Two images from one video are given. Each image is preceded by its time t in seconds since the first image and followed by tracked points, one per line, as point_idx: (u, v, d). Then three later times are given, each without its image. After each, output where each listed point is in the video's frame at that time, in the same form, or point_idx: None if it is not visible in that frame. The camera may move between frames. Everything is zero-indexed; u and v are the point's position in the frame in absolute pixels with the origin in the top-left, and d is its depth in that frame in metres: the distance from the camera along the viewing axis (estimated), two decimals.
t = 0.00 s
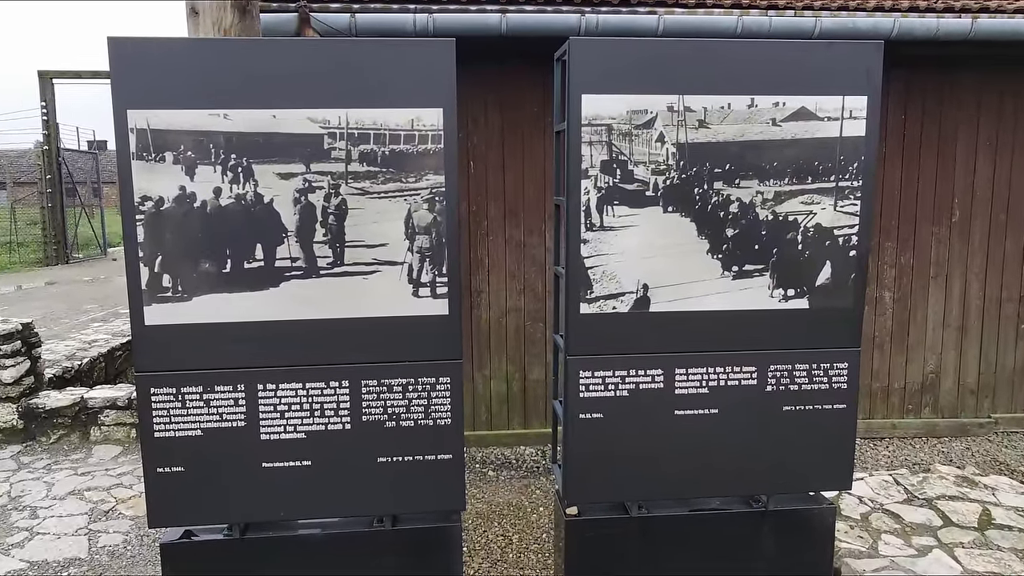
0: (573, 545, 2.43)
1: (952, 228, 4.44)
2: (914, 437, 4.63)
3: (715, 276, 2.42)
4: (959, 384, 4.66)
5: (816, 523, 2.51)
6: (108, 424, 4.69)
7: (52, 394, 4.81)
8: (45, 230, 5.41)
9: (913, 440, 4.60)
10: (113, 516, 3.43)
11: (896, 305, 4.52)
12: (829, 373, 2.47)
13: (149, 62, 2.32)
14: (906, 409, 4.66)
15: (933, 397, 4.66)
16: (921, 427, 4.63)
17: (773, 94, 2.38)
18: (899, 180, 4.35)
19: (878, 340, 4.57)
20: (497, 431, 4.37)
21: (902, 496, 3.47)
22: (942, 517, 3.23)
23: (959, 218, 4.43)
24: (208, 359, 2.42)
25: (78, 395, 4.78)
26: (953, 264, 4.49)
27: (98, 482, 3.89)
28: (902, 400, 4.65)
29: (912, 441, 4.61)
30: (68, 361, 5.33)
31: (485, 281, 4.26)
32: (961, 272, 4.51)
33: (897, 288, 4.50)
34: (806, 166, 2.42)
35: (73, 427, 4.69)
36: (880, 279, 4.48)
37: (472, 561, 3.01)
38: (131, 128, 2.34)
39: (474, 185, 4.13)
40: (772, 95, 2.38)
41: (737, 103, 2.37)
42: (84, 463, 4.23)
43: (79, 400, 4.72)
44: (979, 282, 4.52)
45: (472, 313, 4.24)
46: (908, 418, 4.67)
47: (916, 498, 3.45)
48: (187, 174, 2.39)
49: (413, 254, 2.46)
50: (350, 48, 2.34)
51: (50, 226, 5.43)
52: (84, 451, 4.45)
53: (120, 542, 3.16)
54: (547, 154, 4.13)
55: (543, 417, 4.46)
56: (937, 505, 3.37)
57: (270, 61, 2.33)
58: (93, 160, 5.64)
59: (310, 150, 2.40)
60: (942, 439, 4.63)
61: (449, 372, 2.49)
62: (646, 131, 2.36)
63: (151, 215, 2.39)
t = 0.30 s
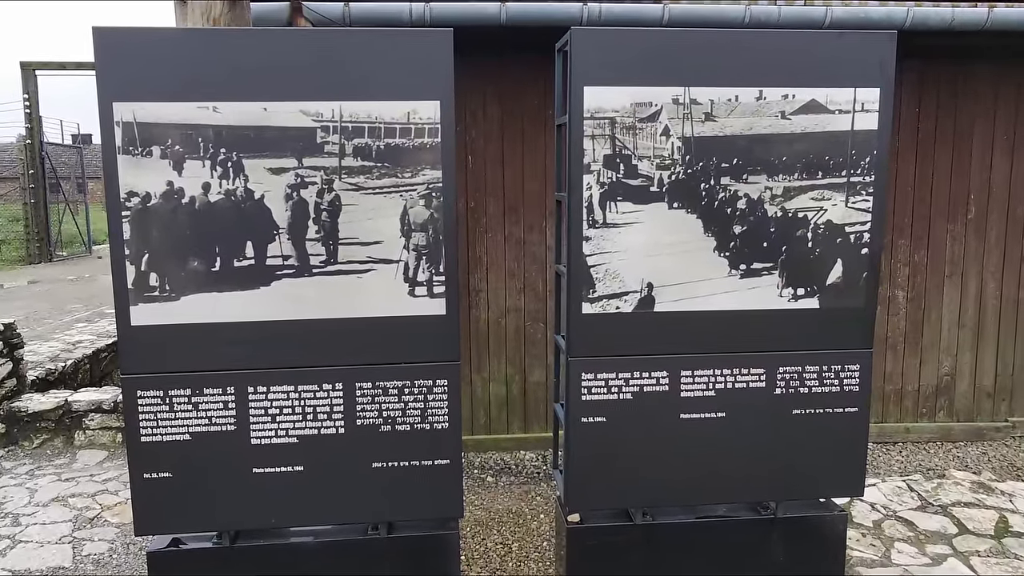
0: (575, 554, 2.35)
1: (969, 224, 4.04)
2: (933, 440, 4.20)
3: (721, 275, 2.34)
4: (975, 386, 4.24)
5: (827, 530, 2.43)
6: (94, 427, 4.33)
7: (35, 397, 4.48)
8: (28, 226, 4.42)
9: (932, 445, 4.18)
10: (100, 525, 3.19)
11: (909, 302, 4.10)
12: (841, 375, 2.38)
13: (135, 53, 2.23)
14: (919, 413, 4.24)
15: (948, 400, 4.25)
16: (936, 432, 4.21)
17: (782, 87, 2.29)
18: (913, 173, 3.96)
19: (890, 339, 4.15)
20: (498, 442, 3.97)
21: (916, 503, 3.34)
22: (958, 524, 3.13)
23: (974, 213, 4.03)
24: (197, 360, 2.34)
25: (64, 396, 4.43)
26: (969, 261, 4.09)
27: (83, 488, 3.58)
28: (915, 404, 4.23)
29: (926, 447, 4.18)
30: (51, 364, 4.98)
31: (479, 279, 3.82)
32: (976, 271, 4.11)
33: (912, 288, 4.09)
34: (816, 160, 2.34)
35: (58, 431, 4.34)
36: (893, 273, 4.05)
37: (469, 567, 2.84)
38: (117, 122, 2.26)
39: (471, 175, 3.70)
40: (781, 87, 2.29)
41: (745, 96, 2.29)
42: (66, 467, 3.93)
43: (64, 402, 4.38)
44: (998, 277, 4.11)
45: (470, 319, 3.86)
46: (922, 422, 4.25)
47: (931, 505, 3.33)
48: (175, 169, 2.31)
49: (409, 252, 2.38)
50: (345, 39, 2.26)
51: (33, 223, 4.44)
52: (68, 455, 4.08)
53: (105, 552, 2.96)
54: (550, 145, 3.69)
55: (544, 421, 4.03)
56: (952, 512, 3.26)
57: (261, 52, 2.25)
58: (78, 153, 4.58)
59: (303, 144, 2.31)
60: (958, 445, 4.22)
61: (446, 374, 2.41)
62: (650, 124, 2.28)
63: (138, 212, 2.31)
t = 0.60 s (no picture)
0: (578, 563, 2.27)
1: (987, 223, 3.88)
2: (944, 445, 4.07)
3: (730, 273, 2.25)
4: (993, 389, 4.09)
5: (837, 538, 2.35)
6: (79, 433, 4.04)
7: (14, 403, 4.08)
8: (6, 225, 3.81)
9: (945, 450, 4.04)
10: (82, 532, 3.09)
11: (924, 302, 3.97)
12: (852, 378, 2.30)
13: (121, 43, 2.15)
14: (934, 417, 4.10)
15: (965, 403, 4.10)
16: (952, 436, 4.08)
17: (793, 78, 2.21)
18: (927, 170, 3.82)
19: (904, 341, 4.01)
20: (499, 447, 3.87)
21: (931, 510, 3.25)
22: (975, 532, 3.04)
23: (992, 212, 3.88)
24: (185, 362, 2.26)
25: (47, 400, 4.12)
26: (986, 260, 3.93)
27: (66, 494, 3.45)
28: (930, 408, 4.09)
29: (943, 451, 4.06)
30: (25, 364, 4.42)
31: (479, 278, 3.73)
32: (994, 272, 3.95)
33: (926, 289, 3.95)
34: (827, 154, 2.25)
35: (40, 437, 4.00)
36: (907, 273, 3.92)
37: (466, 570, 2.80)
38: (101, 114, 2.17)
39: (469, 170, 3.61)
40: (791, 78, 2.21)
41: (753, 88, 2.20)
42: (50, 472, 3.71)
43: (47, 406, 4.05)
44: (1016, 276, 3.96)
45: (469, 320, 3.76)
46: (937, 426, 4.11)
47: (946, 512, 3.24)
48: (162, 164, 2.22)
49: (405, 250, 2.30)
50: (338, 28, 2.18)
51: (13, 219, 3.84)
52: (51, 461, 3.83)
53: (89, 560, 2.87)
54: (549, 139, 3.61)
55: (545, 424, 3.93)
56: (968, 519, 3.17)
57: (251, 42, 2.17)
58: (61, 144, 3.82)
59: (294, 137, 2.23)
60: (974, 449, 4.09)
61: (443, 376, 2.32)
62: (655, 117, 2.19)
63: (123, 207, 2.22)
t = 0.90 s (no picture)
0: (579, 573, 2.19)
1: (1004, 222, 3.72)
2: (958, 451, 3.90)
3: (738, 272, 2.17)
4: (1011, 391, 3.92)
5: (849, 547, 2.27)
6: (60, 437, 3.96)
7: None
8: None
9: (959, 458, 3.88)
10: (66, 541, 3.00)
11: (942, 303, 3.79)
12: (865, 380, 2.22)
13: (105, 32, 2.07)
14: (951, 421, 3.92)
15: (982, 407, 3.93)
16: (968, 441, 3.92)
17: (803, 69, 2.13)
18: (944, 165, 3.65)
19: (919, 343, 3.84)
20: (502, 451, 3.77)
21: (947, 518, 3.15)
22: (992, 541, 2.94)
23: (1009, 210, 3.71)
24: (173, 364, 2.17)
25: (27, 403, 4.05)
26: (1000, 260, 3.76)
27: (48, 501, 3.36)
28: (946, 412, 3.91)
29: (958, 457, 3.91)
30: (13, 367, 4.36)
31: (478, 277, 3.62)
32: (1010, 272, 3.78)
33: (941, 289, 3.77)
34: (839, 148, 2.17)
35: (21, 442, 3.95)
36: (923, 273, 3.75)
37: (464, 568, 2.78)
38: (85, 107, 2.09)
39: (467, 165, 3.51)
40: (801, 69, 2.13)
41: (762, 79, 2.12)
42: (33, 479, 3.63)
43: (26, 410, 3.99)
44: None
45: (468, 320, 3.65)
46: (954, 431, 3.93)
47: (961, 520, 3.14)
48: (147, 158, 2.14)
49: (400, 247, 2.21)
50: (331, 17, 2.09)
51: None
52: (32, 467, 3.75)
53: (72, 570, 2.77)
54: (550, 133, 3.51)
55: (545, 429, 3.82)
56: (985, 528, 3.07)
57: (240, 32, 2.09)
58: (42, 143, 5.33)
59: (285, 131, 2.15)
60: (993, 454, 3.93)
61: (439, 379, 2.24)
62: (660, 109, 2.11)
63: (107, 203, 2.14)
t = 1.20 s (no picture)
0: None
1: (1004, 222, 2.79)
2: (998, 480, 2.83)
3: (746, 268, 2.09)
4: None
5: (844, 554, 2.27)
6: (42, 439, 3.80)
7: None
8: None
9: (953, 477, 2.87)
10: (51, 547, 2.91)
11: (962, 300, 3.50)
12: (880, 382, 2.14)
13: (88, 20, 1.99)
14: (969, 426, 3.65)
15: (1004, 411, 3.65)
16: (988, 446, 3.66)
17: (815, 58, 2.04)
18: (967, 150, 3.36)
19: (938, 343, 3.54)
20: (499, 461, 2.85)
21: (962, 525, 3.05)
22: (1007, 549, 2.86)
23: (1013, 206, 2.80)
24: (160, 366, 2.10)
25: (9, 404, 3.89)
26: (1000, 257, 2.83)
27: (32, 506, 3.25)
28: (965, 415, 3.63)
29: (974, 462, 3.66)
30: None
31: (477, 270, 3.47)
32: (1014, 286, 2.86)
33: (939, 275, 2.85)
34: (852, 142, 2.08)
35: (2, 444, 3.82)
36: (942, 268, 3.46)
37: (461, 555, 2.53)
38: (68, 98, 2.01)
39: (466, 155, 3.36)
40: (814, 59, 2.05)
41: (772, 69, 2.04)
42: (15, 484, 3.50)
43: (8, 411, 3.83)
44: None
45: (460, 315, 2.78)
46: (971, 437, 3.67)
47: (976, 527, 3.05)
48: (132, 152, 2.05)
49: (395, 245, 2.13)
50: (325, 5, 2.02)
51: None
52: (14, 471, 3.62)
53: None
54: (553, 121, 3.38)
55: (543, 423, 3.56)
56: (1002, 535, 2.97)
57: (229, 20, 2.01)
58: None
59: (275, 124, 2.06)
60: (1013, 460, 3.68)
61: (436, 382, 2.16)
62: (666, 101, 2.03)
63: (90, 199, 2.05)
